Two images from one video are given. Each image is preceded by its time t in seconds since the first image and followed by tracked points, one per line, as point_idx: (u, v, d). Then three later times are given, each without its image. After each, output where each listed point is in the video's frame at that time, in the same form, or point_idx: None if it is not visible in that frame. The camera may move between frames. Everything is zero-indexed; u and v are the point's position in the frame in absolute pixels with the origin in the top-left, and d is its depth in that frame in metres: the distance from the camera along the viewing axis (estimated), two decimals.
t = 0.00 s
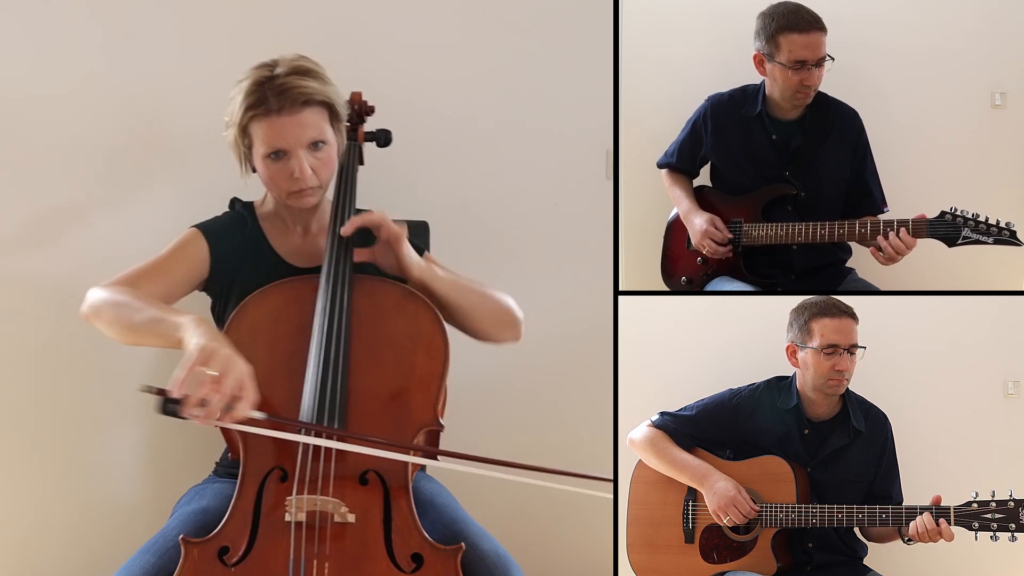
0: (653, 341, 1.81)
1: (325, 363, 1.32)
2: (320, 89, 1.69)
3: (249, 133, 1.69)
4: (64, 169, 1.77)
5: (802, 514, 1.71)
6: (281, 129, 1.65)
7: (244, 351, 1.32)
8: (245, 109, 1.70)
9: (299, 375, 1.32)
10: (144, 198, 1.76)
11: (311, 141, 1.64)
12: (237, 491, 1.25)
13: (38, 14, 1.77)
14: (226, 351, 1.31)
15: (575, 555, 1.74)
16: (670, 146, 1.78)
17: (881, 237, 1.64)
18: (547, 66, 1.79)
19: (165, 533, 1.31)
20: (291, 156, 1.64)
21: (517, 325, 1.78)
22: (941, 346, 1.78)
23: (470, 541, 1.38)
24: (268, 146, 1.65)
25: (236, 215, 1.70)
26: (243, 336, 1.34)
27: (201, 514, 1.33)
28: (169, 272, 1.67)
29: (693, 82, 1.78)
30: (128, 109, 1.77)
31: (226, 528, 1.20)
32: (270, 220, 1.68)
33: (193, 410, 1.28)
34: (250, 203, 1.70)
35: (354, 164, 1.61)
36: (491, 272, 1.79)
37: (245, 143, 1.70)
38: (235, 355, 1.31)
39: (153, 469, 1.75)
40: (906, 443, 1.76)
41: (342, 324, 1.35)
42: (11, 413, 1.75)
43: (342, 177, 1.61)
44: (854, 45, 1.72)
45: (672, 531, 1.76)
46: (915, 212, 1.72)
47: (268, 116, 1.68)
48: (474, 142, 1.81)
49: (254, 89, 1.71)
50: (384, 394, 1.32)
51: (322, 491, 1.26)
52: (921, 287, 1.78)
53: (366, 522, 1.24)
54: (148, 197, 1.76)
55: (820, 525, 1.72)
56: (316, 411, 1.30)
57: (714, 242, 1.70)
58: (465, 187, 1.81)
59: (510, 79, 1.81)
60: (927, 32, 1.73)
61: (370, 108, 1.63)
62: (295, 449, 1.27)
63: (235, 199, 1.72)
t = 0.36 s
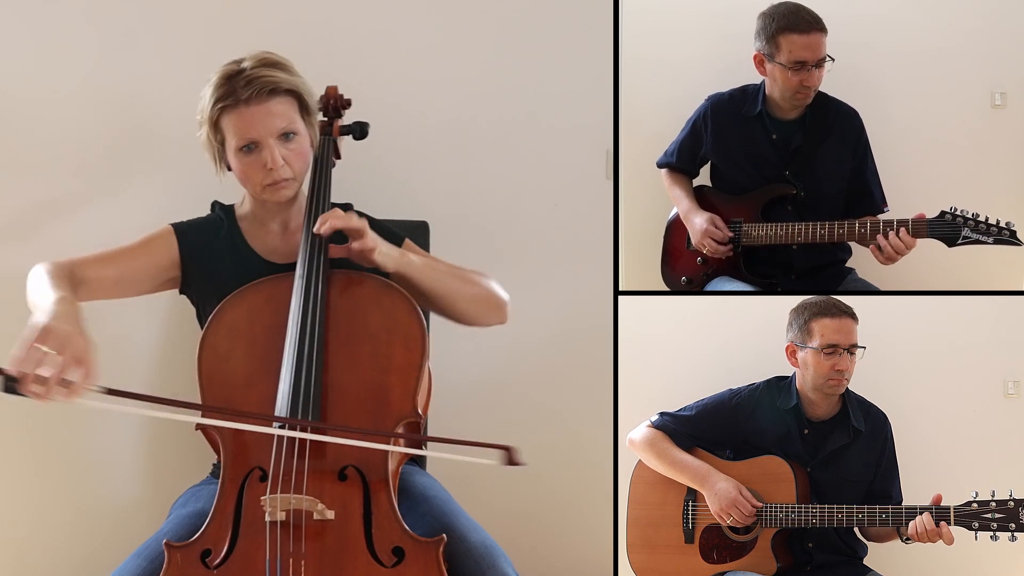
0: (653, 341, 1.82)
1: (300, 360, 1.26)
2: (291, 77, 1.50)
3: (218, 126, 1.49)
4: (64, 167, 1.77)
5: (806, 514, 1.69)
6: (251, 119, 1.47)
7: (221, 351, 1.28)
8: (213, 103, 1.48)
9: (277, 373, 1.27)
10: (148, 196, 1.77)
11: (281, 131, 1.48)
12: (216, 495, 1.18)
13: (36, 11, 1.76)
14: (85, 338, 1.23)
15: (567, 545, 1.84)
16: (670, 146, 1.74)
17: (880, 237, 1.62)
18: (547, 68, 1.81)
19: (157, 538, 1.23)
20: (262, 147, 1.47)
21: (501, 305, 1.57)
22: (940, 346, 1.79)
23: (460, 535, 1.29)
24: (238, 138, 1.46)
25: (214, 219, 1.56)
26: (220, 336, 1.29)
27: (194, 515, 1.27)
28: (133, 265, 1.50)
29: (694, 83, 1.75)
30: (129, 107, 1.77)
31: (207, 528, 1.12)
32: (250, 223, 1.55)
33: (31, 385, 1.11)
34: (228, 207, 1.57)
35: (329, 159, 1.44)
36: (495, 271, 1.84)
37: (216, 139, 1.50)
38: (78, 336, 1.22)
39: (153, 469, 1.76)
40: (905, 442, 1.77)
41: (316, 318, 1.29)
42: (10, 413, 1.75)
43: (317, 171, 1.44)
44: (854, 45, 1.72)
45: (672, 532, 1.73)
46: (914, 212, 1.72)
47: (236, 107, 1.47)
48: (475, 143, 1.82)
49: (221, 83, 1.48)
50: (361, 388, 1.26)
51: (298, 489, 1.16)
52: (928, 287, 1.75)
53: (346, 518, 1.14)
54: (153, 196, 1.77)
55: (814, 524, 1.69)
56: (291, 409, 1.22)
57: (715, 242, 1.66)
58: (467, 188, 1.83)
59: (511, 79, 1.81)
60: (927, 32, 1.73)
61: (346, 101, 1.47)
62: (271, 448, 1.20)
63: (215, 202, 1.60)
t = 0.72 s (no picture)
0: (653, 341, 1.81)
1: (299, 360, 1.26)
2: (281, 73, 1.50)
3: (211, 124, 1.48)
4: (61, 167, 1.76)
5: (806, 513, 1.69)
6: (244, 115, 1.46)
7: (221, 351, 1.28)
8: (206, 100, 1.47)
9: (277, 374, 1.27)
10: (146, 196, 1.78)
11: (274, 127, 1.47)
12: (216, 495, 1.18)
13: (34, 10, 1.75)
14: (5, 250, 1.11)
15: (566, 544, 1.85)
16: (670, 146, 1.73)
17: (881, 236, 1.62)
18: (547, 68, 1.81)
19: (157, 537, 1.23)
20: (255, 143, 1.47)
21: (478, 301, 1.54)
22: (940, 345, 1.79)
23: (460, 533, 1.29)
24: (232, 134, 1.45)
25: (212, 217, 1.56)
26: (219, 337, 1.29)
27: (194, 515, 1.27)
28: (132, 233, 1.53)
29: (694, 82, 1.74)
30: (128, 108, 1.77)
31: (207, 528, 1.13)
32: (244, 221, 1.55)
33: None
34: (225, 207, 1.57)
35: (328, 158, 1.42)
36: (494, 271, 1.84)
37: (209, 137, 1.49)
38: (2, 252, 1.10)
39: (154, 469, 1.77)
40: (905, 442, 1.77)
41: (315, 317, 1.29)
42: (9, 413, 1.74)
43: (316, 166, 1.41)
44: (854, 45, 1.71)
45: (673, 532, 1.73)
46: (915, 212, 1.72)
47: (229, 103, 1.46)
48: (476, 143, 1.82)
49: (213, 80, 1.47)
50: (360, 388, 1.26)
51: (299, 490, 1.16)
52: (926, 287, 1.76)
53: (346, 519, 1.14)
54: (153, 196, 1.77)
55: (814, 524, 1.69)
56: (290, 409, 1.22)
57: (715, 242, 1.66)
58: (467, 188, 1.83)
59: (511, 79, 1.81)
60: (927, 32, 1.72)
61: (345, 101, 1.44)
62: (270, 447, 1.20)
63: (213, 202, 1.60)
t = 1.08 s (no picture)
0: (654, 341, 1.81)
1: (317, 359, 1.26)
2: (305, 70, 1.50)
3: (232, 117, 1.48)
4: (61, 167, 1.76)
5: (806, 513, 1.69)
6: (267, 110, 1.46)
7: (236, 346, 1.27)
8: (229, 92, 1.46)
9: (294, 374, 1.27)
10: (146, 196, 1.77)
11: (296, 124, 1.48)
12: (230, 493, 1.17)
13: (33, 10, 1.75)
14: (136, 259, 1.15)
15: (566, 544, 1.85)
16: (670, 146, 1.74)
17: (883, 236, 1.62)
18: (547, 68, 1.81)
19: (164, 533, 1.24)
20: (276, 139, 1.47)
21: (478, 305, 1.54)
22: (940, 345, 1.79)
23: (469, 536, 1.30)
24: (254, 128, 1.46)
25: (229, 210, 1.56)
26: (235, 333, 1.28)
27: (199, 513, 1.28)
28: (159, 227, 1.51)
29: (695, 83, 1.74)
30: (128, 108, 1.77)
31: (222, 525, 1.12)
32: (258, 217, 1.55)
33: (75, 292, 1.04)
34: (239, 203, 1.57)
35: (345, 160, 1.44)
36: (495, 271, 1.84)
37: (229, 130, 1.49)
38: (137, 260, 1.15)
39: (155, 469, 1.77)
40: (905, 443, 1.77)
41: (334, 316, 1.30)
42: (9, 414, 1.74)
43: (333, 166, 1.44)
44: (854, 45, 1.71)
45: (673, 532, 1.73)
46: (915, 212, 1.72)
47: (253, 97, 1.47)
48: (476, 143, 1.82)
49: (237, 72, 1.47)
50: (377, 390, 1.26)
51: (317, 490, 1.16)
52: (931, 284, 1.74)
53: (362, 519, 1.14)
54: (153, 196, 1.77)
55: (814, 525, 1.70)
56: (309, 409, 1.22)
57: (716, 242, 1.66)
58: (467, 188, 1.83)
59: (511, 79, 1.81)
60: (927, 32, 1.72)
61: (362, 99, 1.48)
62: (288, 446, 1.20)
63: (224, 197, 1.60)
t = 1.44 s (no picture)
0: (654, 341, 1.82)
1: (331, 364, 1.26)
2: (339, 84, 1.50)
3: (261, 124, 1.47)
4: (60, 167, 1.76)
5: (806, 513, 1.70)
6: (299, 122, 1.46)
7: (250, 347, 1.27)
8: (261, 100, 1.45)
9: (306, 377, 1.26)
10: (146, 196, 1.77)
11: (326, 137, 1.48)
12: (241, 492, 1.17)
13: (32, 9, 1.75)
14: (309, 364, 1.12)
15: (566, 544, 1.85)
16: (670, 146, 1.74)
17: (881, 236, 1.63)
18: (547, 69, 1.81)
19: (165, 532, 1.23)
20: (305, 151, 1.47)
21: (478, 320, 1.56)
22: (940, 345, 1.79)
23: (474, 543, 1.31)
24: (283, 139, 1.45)
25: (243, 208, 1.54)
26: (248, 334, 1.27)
27: (201, 512, 1.28)
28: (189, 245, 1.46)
29: (695, 83, 1.74)
30: (128, 108, 1.77)
31: (231, 524, 1.12)
32: (272, 219, 1.55)
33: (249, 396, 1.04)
34: (254, 201, 1.56)
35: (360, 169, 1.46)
36: (495, 272, 1.84)
37: (257, 135, 1.48)
38: (309, 366, 1.12)
39: (156, 469, 1.77)
40: (906, 443, 1.77)
41: (348, 321, 1.30)
42: (9, 415, 1.74)
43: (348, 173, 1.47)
44: (854, 45, 1.71)
45: (673, 532, 1.73)
46: (914, 212, 1.72)
47: (285, 108, 1.46)
48: (476, 144, 1.82)
49: (273, 81, 1.46)
50: (390, 396, 1.27)
51: (330, 491, 1.17)
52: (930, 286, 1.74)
53: (373, 522, 1.14)
54: (153, 196, 1.77)
55: (814, 525, 1.70)
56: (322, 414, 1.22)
57: (716, 242, 1.66)
58: (467, 188, 1.83)
59: (511, 79, 1.81)
60: (927, 33, 1.72)
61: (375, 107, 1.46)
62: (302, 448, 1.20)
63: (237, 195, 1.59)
